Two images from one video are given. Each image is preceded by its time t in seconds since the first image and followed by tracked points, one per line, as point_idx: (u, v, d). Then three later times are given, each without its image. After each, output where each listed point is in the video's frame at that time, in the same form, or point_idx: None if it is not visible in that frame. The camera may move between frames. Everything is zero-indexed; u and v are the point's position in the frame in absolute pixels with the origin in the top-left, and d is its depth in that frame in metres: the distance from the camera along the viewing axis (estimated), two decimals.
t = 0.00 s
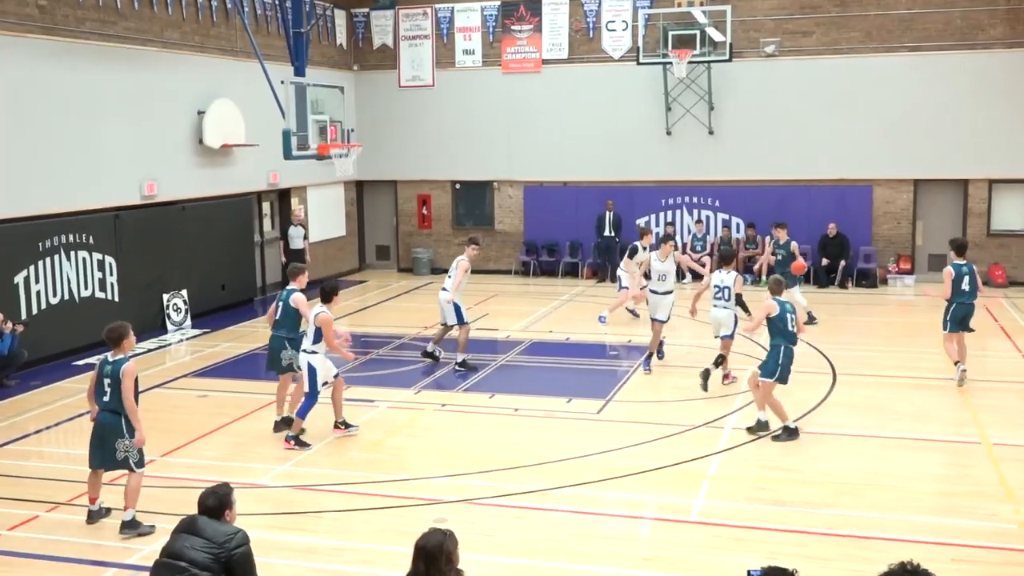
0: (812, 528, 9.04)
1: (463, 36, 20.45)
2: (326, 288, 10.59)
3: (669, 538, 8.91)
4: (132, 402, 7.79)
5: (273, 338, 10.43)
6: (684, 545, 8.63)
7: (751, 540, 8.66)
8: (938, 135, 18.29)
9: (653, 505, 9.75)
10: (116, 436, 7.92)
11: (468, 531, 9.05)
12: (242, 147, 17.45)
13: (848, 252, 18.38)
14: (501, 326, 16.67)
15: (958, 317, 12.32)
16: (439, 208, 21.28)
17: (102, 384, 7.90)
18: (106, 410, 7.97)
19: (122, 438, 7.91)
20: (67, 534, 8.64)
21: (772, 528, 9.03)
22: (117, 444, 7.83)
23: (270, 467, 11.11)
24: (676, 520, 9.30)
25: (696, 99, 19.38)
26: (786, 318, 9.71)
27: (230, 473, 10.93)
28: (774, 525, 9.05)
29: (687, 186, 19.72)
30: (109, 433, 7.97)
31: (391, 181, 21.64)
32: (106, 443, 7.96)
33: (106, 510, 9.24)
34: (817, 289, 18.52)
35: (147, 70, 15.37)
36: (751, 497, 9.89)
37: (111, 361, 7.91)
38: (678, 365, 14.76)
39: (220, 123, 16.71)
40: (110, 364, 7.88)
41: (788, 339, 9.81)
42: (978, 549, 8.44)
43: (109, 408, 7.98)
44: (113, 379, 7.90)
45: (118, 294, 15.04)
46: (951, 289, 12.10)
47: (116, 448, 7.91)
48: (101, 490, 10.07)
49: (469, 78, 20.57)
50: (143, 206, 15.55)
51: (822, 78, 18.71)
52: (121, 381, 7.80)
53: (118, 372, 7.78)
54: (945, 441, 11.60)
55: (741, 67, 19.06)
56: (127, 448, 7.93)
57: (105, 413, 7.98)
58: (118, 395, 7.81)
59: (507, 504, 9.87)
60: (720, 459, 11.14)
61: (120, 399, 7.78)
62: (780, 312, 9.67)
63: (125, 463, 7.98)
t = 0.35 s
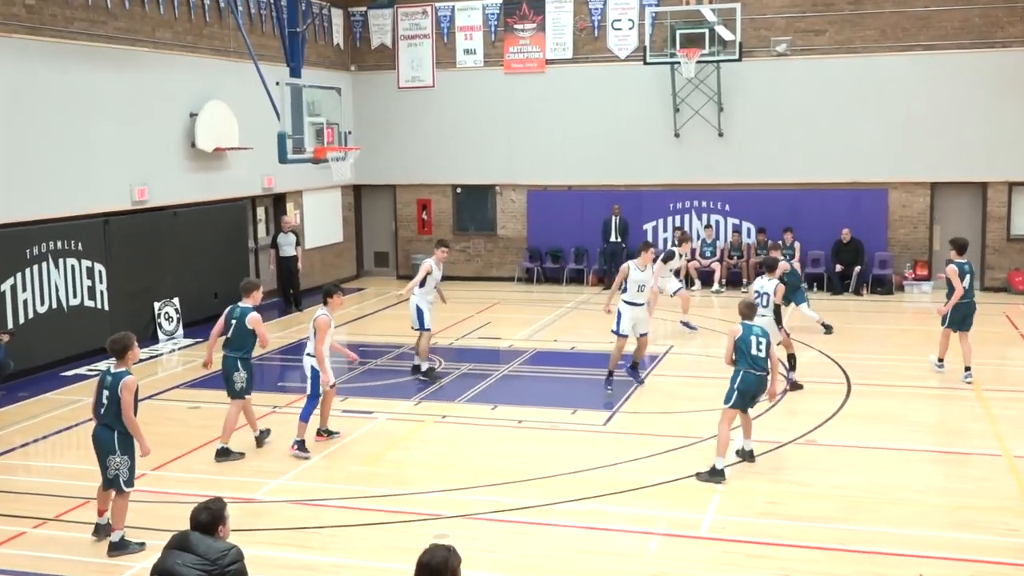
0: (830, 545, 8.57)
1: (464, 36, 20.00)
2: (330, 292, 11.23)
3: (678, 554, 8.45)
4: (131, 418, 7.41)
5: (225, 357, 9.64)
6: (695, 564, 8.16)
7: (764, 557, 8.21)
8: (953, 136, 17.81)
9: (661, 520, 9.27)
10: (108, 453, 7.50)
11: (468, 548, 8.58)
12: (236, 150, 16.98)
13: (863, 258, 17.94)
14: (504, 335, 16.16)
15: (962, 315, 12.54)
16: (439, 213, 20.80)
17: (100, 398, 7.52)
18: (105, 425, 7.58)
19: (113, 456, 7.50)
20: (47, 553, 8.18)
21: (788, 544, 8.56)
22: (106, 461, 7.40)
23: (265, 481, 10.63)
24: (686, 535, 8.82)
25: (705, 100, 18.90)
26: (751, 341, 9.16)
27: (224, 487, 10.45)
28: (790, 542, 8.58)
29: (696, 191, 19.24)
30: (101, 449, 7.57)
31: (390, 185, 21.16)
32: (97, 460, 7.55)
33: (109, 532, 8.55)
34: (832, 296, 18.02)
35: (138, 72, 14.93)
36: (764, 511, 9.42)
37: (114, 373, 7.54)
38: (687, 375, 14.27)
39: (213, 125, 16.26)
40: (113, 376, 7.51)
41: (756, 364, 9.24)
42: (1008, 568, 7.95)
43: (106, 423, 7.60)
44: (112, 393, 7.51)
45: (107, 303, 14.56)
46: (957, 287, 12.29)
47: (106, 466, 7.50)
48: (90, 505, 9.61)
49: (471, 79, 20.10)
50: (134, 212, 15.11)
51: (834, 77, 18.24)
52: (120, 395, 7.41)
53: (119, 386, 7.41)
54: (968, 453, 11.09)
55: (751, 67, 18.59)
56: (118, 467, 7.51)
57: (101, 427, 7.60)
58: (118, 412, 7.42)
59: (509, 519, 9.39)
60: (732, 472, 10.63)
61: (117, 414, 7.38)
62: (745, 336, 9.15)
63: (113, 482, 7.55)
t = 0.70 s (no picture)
0: (847, 564, 8.11)
1: (463, 35, 19.56)
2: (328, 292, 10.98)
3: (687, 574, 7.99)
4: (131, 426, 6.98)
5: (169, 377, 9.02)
6: None
7: None
8: (965, 138, 17.36)
9: (668, 536, 8.81)
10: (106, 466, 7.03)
11: (466, 568, 8.11)
12: (228, 153, 16.54)
13: (876, 264, 17.47)
14: (505, 345, 15.68)
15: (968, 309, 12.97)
16: (438, 218, 20.34)
17: (94, 408, 7.07)
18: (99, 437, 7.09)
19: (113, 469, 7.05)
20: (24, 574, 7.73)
21: (805, 563, 8.10)
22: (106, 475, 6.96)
23: (257, 496, 10.16)
24: (693, 552, 8.37)
25: (712, 101, 18.44)
26: (738, 346, 9.04)
27: (212, 502, 9.99)
28: (806, 560, 8.12)
29: (702, 195, 18.76)
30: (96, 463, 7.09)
31: (387, 190, 20.69)
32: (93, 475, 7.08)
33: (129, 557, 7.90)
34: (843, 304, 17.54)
35: (128, 72, 14.51)
36: (775, 527, 8.95)
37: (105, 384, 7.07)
38: (695, 385, 13.78)
39: (204, 127, 15.83)
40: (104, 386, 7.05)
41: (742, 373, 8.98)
42: None
43: (100, 435, 7.13)
44: (106, 403, 7.07)
45: (95, 310, 14.10)
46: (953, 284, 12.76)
47: (106, 481, 7.03)
48: (74, 521, 9.14)
49: (470, 79, 19.66)
50: (123, 216, 14.67)
51: (846, 77, 17.79)
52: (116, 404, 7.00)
53: (111, 396, 6.93)
54: (989, 467, 10.61)
55: (759, 67, 18.14)
56: (118, 480, 7.06)
57: (96, 440, 7.13)
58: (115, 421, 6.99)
59: (510, 535, 8.93)
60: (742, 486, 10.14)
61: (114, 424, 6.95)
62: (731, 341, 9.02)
63: (113, 497, 7.09)
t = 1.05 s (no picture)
0: None
1: (477, 35, 19.14)
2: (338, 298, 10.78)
3: None
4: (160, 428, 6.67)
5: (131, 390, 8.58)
6: None
7: None
8: (996, 140, 16.87)
9: (691, 556, 8.36)
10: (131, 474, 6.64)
11: None
12: (235, 157, 16.17)
13: (905, 272, 16.98)
14: (520, 355, 15.23)
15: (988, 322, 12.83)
16: (451, 224, 19.89)
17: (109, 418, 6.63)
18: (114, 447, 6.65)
19: (139, 476, 6.68)
20: None
21: None
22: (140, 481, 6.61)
23: (264, 509, 9.75)
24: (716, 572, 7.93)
25: (735, 104, 17.96)
26: (762, 360, 8.30)
27: (218, 516, 9.59)
28: None
29: (724, 201, 18.29)
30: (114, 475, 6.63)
31: (399, 195, 20.27)
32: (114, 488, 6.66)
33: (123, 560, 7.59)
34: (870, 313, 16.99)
35: (133, 74, 14.19)
36: (800, 546, 8.48)
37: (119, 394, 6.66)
38: (717, 398, 13.28)
39: (211, 130, 15.46)
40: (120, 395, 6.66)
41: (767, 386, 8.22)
42: None
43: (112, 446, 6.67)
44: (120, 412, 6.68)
45: (97, 319, 13.73)
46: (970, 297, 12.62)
47: (130, 489, 6.64)
48: (75, 536, 8.75)
49: (485, 81, 19.24)
50: (127, 221, 14.31)
51: (872, 78, 17.30)
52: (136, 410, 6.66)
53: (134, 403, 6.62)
54: None
55: (783, 69, 17.65)
56: (145, 487, 6.70)
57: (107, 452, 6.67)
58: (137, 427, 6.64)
59: (526, 553, 8.49)
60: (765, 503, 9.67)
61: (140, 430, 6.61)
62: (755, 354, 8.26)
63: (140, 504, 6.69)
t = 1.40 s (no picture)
0: None
1: (509, 34, 18.61)
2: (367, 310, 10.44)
3: None
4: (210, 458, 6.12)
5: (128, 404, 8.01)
6: None
7: None
8: None
9: None
10: (178, 507, 6.09)
11: None
12: (257, 161, 15.69)
13: (960, 280, 16.14)
14: (555, 369, 14.62)
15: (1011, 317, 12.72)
16: (482, 231, 19.37)
17: (157, 448, 6.13)
18: (164, 479, 6.12)
19: (189, 508, 6.12)
20: None
21: None
22: (185, 516, 6.05)
23: (288, 528, 9.21)
24: None
25: (779, 105, 17.33)
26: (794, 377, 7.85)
27: (239, 535, 9.06)
28: None
29: (766, 207, 17.61)
30: (162, 508, 6.10)
31: (428, 201, 19.73)
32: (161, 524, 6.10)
33: None
34: (923, 325, 16.30)
35: (153, 76, 13.77)
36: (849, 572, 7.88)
37: (169, 422, 6.16)
38: (762, 415, 12.59)
39: (232, 133, 14.98)
40: (170, 423, 6.16)
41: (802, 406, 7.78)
42: None
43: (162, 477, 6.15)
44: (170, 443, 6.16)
45: (115, 330, 13.26)
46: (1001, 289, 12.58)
47: (181, 523, 6.09)
48: (92, 554, 8.25)
49: (517, 82, 18.70)
50: (145, 229, 13.86)
51: (922, 78, 16.62)
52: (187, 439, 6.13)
53: (182, 432, 6.11)
54: None
55: (830, 67, 17.02)
56: (198, 518, 6.13)
57: (156, 484, 6.15)
58: (187, 458, 6.12)
59: None
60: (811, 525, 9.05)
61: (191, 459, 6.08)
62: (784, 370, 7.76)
63: (193, 539, 6.12)
